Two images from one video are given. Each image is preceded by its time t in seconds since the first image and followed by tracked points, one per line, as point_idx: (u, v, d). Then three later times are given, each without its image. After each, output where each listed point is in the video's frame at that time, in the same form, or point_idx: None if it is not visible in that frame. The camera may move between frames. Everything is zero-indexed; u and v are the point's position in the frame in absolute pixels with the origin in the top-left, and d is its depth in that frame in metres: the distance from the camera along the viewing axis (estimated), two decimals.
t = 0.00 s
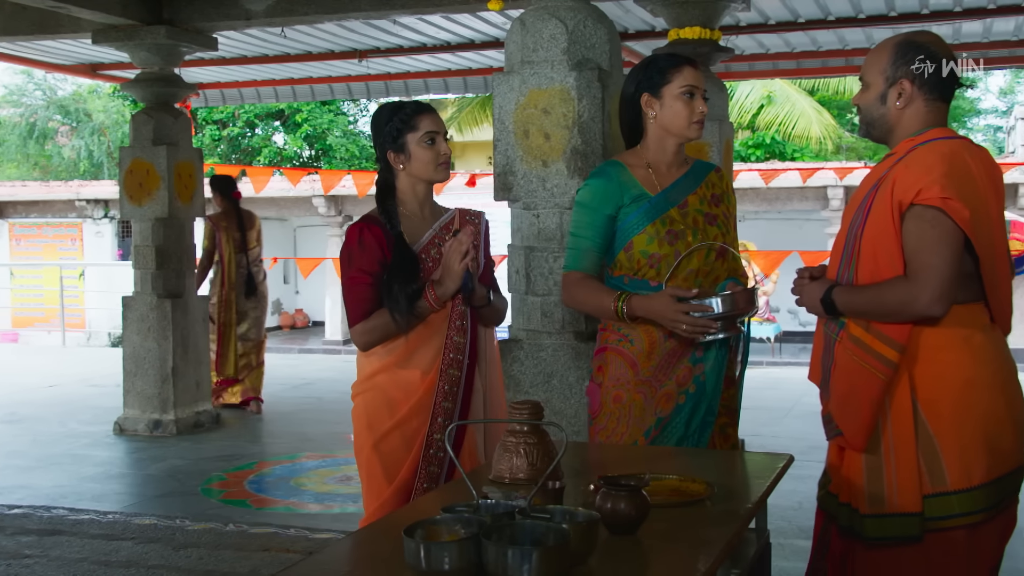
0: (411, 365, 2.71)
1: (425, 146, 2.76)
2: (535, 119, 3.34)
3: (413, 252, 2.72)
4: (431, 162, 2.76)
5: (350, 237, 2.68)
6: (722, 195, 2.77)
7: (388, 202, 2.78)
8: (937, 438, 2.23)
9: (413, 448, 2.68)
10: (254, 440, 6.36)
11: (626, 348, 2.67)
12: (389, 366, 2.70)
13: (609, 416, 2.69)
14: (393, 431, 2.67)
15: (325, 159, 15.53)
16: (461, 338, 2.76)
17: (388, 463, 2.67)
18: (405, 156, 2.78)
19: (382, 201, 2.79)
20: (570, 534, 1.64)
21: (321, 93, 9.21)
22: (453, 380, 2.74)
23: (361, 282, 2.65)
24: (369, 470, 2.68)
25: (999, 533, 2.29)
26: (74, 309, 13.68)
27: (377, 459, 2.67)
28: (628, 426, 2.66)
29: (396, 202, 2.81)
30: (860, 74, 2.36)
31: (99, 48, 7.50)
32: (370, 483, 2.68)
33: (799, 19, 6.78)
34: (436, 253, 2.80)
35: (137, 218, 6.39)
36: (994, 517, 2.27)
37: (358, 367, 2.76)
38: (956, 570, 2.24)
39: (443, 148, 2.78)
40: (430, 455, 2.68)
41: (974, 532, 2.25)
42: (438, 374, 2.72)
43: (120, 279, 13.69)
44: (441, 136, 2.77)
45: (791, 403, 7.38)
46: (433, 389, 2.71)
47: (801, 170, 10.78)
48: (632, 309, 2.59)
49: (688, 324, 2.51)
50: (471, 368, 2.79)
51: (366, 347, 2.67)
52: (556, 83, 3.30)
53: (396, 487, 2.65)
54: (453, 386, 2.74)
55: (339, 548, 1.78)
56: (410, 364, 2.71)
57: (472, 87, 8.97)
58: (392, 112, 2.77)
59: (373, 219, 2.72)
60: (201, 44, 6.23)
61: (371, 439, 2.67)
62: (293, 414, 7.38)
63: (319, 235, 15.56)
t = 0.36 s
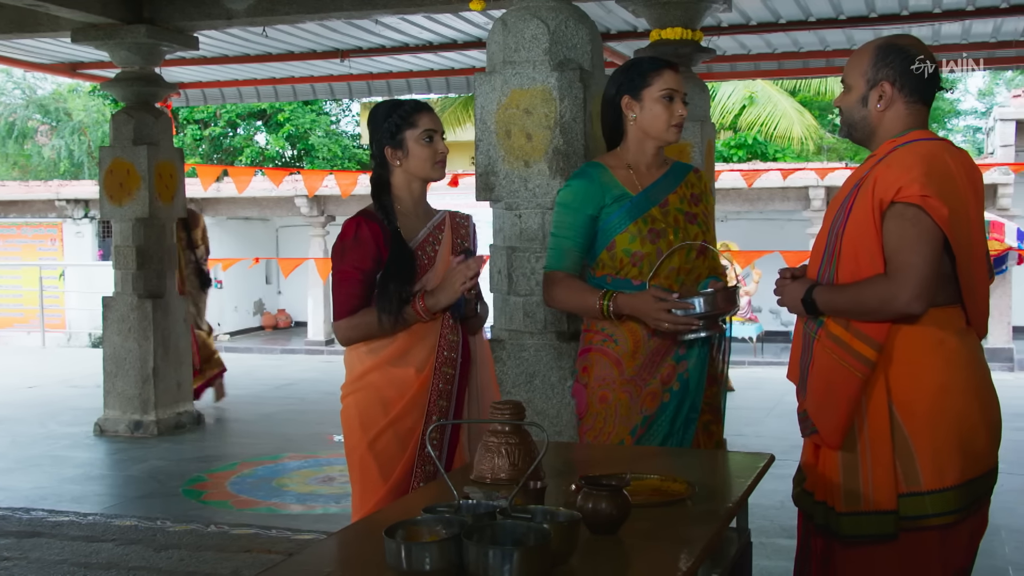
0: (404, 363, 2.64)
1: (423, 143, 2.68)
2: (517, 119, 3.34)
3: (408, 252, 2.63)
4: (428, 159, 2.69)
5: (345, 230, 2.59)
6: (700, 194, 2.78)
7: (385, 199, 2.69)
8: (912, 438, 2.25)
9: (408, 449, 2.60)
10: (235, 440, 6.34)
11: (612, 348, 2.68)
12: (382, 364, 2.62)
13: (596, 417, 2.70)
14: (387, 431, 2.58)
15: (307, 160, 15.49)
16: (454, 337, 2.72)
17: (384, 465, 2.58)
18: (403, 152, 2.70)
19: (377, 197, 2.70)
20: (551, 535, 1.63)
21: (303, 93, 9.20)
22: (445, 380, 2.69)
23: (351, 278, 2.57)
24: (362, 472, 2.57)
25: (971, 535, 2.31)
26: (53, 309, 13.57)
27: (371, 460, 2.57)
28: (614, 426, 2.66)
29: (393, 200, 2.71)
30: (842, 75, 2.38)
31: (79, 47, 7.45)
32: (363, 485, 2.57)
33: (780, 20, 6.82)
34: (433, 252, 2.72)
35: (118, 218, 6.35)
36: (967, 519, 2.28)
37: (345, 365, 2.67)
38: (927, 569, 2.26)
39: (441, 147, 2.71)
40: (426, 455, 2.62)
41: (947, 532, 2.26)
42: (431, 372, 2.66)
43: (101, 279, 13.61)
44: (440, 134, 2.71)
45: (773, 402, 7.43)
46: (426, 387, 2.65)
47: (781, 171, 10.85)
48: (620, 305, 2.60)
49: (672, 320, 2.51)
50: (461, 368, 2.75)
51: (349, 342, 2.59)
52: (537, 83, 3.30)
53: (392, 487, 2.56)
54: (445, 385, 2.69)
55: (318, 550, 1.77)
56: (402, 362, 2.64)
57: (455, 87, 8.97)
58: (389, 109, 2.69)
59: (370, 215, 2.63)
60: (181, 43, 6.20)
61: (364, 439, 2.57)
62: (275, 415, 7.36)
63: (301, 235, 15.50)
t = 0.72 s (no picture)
0: (388, 361, 2.61)
1: (408, 139, 2.68)
2: (502, 119, 3.34)
3: (394, 251, 2.60)
4: (412, 156, 2.68)
5: (327, 226, 2.56)
6: (671, 191, 2.80)
7: (369, 196, 2.68)
8: (903, 442, 2.26)
9: (391, 447, 2.58)
10: (221, 441, 6.33)
11: (584, 348, 2.68)
12: (365, 361, 2.60)
13: (568, 416, 2.70)
14: (369, 429, 2.56)
15: (293, 160, 15.46)
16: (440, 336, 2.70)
17: (366, 463, 2.56)
18: (388, 148, 2.69)
19: (361, 195, 2.69)
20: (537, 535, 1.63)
21: (290, 92, 9.18)
22: (429, 378, 2.68)
23: (327, 278, 2.53)
24: (342, 469, 2.55)
25: (964, 535, 2.33)
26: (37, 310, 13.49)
27: (353, 458, 2.55)
28: (587, 426, 2.67)
29: (376, 197, 2.70)
30: (832, 77, 2.39)
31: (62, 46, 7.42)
32: (341, 482, 2.55)
33: (766, 21, 6.84)
34: (417, 249, 2.69)
35: (102, 219, 6.32)
36: (960, 521, 2.30)
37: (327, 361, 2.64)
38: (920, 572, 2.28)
39: (426, 144, 2.71)
40: (409, 453, 2.60)
41: (941, 535, 2.29)
42: (416, 370, 2.64)
43: (86, 279, 13.53)
44: (424, 130, 2.71)
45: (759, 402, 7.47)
46: (410, 385, 2.63)
47: (767, 170, 10.90)
48: (595, 299, 2.58)
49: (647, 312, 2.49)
50: (444, 366, 2.73)
51: (322, 340, 2.55)
52: (523, 83, 3.30)
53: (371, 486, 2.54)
54: (430, 385, 2.67)
55: (302, 552, 1.76)
56: (387, 360, 2.61)
57: (441, 87, 8.96)
58: (373, 106, 2.68)
59: (355, 214, 2.60)
60: (166, 43, 6.18)
61: (348, 437, 2.55)
62: (261, 415, 7.34)
63: (287, 236, 15.47)
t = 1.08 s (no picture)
0: (377, 363, 2.60)
1: (391, 138, 2.67)
2: (494, 118, 3.34)
3: (382, 252, 2.58)
4: (395, 155, 2.67)
5: (311, 228, 2.52)
6: (645, 194, 2.83)
7: (351, 195, 2.65)
8: (894, 437, 2.27)
9: (379, 450, 2.58)
10: (212, 441, 6.31)
11: (561, 348, 2.69)
12: (354, 363, 2.58)
13: (542, 417, 2.70)
14: (358, 431, 2.55)
15: (284, 159, 15.45)
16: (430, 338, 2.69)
17: (354, 466, 2.55)
18: (370, 147, 2.67)
19: (343, 193, 2.66)
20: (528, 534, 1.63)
21: (281, 92, 9.17)
22: (418, 379, 2.67)
23: (312, 281, 2.50)
24: (330, 469, 2.54)
25: (954, 530, 2.33)
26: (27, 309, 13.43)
27: (341, 461, 2.54)
28: (562, 426, 2.69)
29: (358, 196, 2.68)
30: (831, 75, 2.39)
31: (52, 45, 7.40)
32: (329, 482, 2.54)
33: (757, 21, 6.86)
34: (403, 247, 2.67)
35: (93, 218, 6.31)
36: (949, 515, 2.30)
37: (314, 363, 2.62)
38: (910, 567, 2.29)
39: (409, 143, 2.70)
40: (397, 456, 2.60)
41: (929, 530, 2.29)
42: (405, 372, 2.64)
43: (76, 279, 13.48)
44: (407, 130, 2.70)
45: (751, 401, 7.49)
46: (400, 387, 2.63)
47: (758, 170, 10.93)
48: (578, 303, 2.60)
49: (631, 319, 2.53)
50: (432, 367, 2.73)
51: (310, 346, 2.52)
52: (515, 83, 3.30)
53: (360, 488, 2.54)
54: (419, 387, 2.68)
55: (292, 553, 1.75)
56: (377, 362, 2.60)
57: (432, 87, 8.95)
58: (356, 105, 2.66)
59: (339, 216, 2.56)
60: (157, 42, 6.16)
61: (336, 440, 2.53)
62: (252, 415, 7.33)
63: (279, 235, 15.44)
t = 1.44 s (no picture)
0: (370, 362, 2.60)
1: (375, 138, 2.67)
2: (485, 117, 3.34)
3: (369, 252, 2.58)
4: (379, 155, 2.68)
5: (296, 231, 2.51)
6: (629, 192, 2.84)
7: (334, 195, 2.64)
8: (887, 428, 2.28)
9: (373, 449, 2.58)
10: (204, 440, 6.30)
11: (550, 346, 2.69)
12: (346, 363, 2.57)
13: (533, 416, 2.69)
14: (352, 431, 2.54)
15: (276, 158, 15.43)
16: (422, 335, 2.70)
17: (348, 466, 2.54)
18: (354, 147, 2.66)
19: (326, 194, 2.64)
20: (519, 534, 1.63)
21: (273, 90, 9.16)
22: (409, 378, 2.68)
23: (300, 282, 2.48)
24: (324, 470, 2.52)
25: (947, 518, 2.34)
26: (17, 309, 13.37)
27: (335, 462, 2.53)
28: (552, 426, 2.68)
29: (341, 194, 2.67)
30: (819, 73, 2.40)
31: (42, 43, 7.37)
32: (322, 483, 2.52)
33: (748, 20, 6.88)
34: (388, 246, 2.67)
35: (83, 217, 6.29)
36: (943, 503, 2.31)
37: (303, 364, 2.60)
38: (906, 556, 2.29)
39: (392, 142, 2.70)
40: (391, 454, 2.60)
41: (924, 518, 2.29)
42: (398, 371, 2.64)
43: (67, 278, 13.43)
44: (391, 129, 2.70)
45: (742, 399, 7.51)
46: (392, 386, 2.63)
47: (750, 168, 10.95)
48: (568, 298, 2.60)
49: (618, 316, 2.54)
50: (421, 365, 2.74)
51: (299, 349, 2.50)
52: (506, 82, 3.30)
53: (355, 488, 2.53)
54: (410, 385, 2.69)
55: (282, 554, 1.74)
56: (369, 361, 2.60)
57: (424, 86, 8.94)
58: (338, 105, 2.65)
59: (324, 216, 2.55)
60: (147, 41, 6.14)
61: (329, 442, 2.52)
62: (244, 414, 7.31)
63: (270, 235, 15.41)
